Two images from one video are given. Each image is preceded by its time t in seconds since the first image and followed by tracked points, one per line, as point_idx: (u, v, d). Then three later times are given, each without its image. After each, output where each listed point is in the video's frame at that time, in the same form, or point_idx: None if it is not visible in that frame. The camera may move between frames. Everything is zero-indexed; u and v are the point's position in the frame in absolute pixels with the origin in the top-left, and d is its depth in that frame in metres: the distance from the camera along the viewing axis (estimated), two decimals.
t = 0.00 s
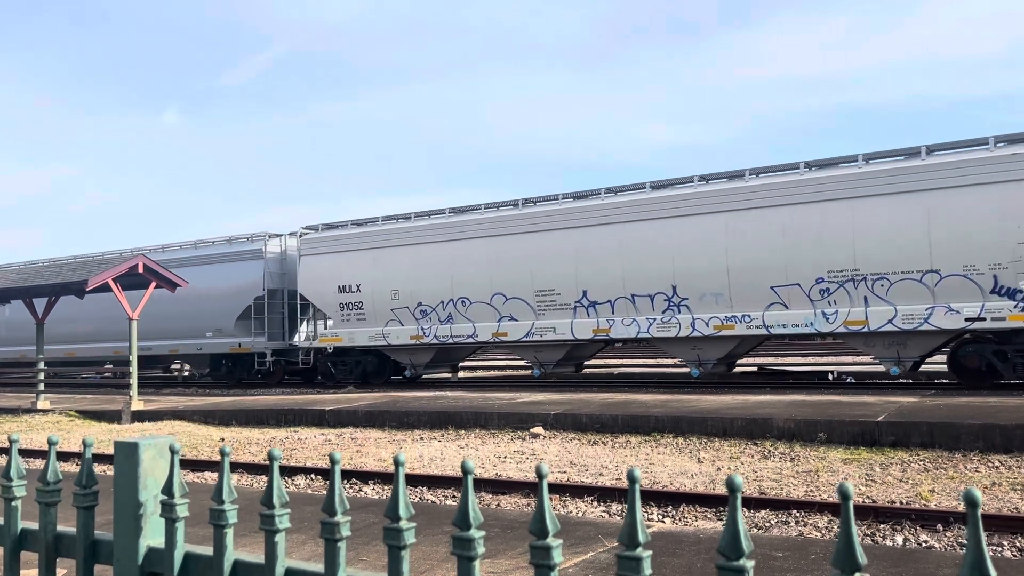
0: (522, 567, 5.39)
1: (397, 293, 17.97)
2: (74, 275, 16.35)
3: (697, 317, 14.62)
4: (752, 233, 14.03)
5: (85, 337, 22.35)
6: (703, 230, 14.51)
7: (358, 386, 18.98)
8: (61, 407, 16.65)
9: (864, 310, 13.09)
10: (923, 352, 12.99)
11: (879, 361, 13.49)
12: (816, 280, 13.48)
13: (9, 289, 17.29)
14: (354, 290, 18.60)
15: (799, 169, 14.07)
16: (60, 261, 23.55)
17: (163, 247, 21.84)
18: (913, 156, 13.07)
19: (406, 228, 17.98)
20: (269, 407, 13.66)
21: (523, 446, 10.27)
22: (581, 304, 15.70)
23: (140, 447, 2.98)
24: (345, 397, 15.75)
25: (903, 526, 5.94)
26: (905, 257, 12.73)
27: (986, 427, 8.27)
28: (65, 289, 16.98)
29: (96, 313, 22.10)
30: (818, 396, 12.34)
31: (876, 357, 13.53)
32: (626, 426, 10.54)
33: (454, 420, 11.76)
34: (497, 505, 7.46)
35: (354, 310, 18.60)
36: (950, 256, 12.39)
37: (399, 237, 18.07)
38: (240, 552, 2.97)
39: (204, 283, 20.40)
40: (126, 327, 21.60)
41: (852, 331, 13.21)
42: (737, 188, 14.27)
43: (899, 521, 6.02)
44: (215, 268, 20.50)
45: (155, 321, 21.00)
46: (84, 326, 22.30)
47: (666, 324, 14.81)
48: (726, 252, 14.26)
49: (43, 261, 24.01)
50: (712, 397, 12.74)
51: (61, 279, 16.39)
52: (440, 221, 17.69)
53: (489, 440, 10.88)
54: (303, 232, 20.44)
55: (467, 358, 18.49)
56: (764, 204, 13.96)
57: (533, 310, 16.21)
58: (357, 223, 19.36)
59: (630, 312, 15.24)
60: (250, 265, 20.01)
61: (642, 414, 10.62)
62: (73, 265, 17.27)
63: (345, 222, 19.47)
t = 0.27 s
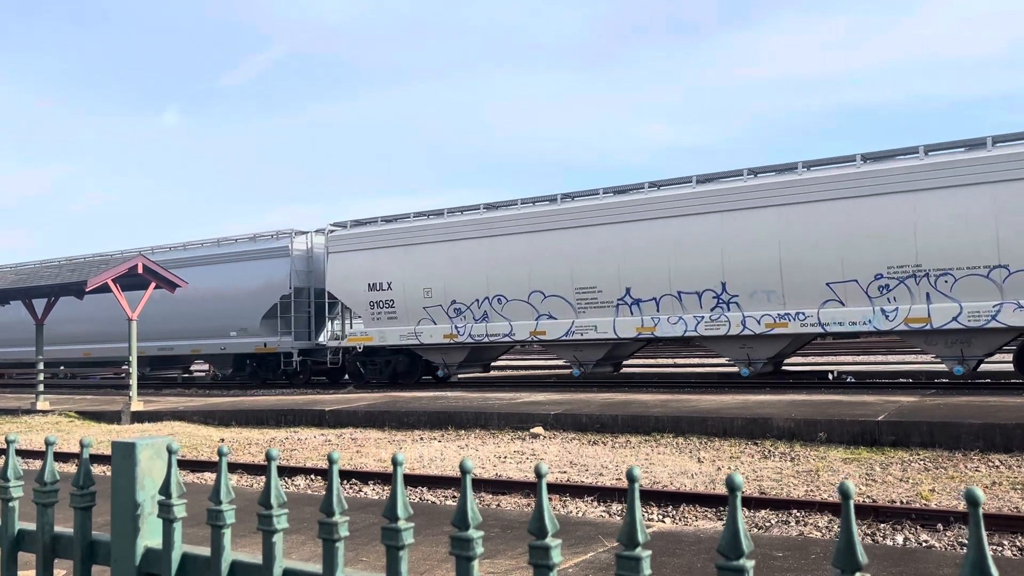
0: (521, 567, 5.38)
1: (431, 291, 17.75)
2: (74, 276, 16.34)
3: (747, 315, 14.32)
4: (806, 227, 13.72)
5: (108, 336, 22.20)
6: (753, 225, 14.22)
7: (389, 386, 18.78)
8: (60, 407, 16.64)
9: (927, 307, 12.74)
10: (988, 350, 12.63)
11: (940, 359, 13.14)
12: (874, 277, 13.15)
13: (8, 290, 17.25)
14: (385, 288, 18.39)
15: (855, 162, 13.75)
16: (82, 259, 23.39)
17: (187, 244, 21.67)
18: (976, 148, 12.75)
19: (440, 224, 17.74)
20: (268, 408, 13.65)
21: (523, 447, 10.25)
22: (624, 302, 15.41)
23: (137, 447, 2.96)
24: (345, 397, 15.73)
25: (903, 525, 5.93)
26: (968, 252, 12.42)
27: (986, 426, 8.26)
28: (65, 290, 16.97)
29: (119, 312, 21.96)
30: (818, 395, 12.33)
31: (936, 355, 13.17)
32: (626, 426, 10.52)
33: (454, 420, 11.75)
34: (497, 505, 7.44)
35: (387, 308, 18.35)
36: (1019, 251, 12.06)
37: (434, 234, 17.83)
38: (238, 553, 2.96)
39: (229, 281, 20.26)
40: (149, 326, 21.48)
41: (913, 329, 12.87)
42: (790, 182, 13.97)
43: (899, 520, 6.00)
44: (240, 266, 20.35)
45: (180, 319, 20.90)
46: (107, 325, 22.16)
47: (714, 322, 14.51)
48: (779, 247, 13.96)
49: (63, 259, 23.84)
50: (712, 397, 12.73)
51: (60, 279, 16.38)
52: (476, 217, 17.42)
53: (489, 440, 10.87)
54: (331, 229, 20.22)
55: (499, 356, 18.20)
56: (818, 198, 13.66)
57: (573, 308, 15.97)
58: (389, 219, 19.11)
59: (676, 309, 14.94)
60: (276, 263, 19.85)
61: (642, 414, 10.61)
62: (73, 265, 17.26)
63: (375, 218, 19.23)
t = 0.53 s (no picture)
0: (521, 566, 5.39)
1: (474, 288, 16.96)
2: (73, 276, 16.34)
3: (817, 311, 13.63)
4: (881, 220, 13.00)
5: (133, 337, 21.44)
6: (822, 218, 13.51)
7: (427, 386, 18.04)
8: (60, 408, 16.67)
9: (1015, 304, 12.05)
10: None
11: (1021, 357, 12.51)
12: (957, 271, 12.46)
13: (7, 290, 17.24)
14: (426, 285, 17.58)
15: (933, 151, 13.04)
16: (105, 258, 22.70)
17: (215, 241, 20.88)
18: None
19: (484, 218, 16.97)
20: (268, 408, 13.65)
21: (523, 447, 10.26)
22: (683, 299, 14.65)
23: (137, 447, 2.96)
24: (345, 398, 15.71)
25: (903, 525, 5.94)
26: None
27: (986, 425, 8.28)
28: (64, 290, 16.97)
29: (144, 312, 21.20)
30: (817, 395, 12.35)
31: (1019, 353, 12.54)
32: (625, 426, 10.53)
33: (453, 420, 11.75)
34: (496, 504, 7.45)
35: (425, 306, 17.60)
36: None
37: (477, 228, 17.05)
38: (238, 553, 2.96)
39: (261, 279, 19.47)
40: (177, 326, 20.71)
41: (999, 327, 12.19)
42: (863, 172, 13.24)
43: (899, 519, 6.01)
44: (272, 263, 19.54)
45: (210, 319, 20.12)
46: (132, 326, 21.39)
47: (781, 319, 13.80)
48: (852, 241, 13.24)
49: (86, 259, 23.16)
50: (711, 397, 12.75)
51: (60, 280, 16.37)
52: (522, 211, 16.66)
53: (488, 440, 10.87)
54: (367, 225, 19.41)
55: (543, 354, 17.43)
56: (894, 189, 12.95)
57: (628, 305, 15.20)
58: (427, 214, 18.29)
59: (739, 306, 14.20)
60: (310, 259, 19.02)
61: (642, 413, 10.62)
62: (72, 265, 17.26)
63: (413, 213, 18.42)
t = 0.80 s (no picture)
0: (519, 566, 5.38)
1: (510, 285, 16.69)
2: (72, 276, 16.34)
3: (873, 308, 13.31)
4: (941, 214, 12.67)
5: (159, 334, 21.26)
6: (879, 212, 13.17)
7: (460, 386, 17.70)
8: (59, 407, 16.67)
9: None
10: None
11: None
12: None
13: (6, 290, 17.25)
14: (461, 282, 17.30)
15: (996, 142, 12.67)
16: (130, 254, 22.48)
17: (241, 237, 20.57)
18: None
19: (522, 213, 16.65)
20: (267, 408, 13.65)
21: (522, 446, 10.25)
22: (732, 296, 14.34)
23: (136, 447, 2.95)
24: (344, 397, 15.69)
25: (902, 524, 5.94)
26: None
27: (985, 425, 8.27)
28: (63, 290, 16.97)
29: (171, 309, 21.04)
30: (817, 394, 12.35)
31: None
32: (624, 426, 10.53)
33: (453, 420, 11.75)
34: (496, 504, 7.44)
35: (459, 303, 17.31)
36: None
37: (514, 224, 16.73)
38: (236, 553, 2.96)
39: (288, 277, 19.20)
40: (203, 323, 20.50)
41: None
42: (921, 164, 12.88)
43: (898, 519, 6.01)
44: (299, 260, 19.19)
45: (238, 316, 19.93)
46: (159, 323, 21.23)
47: (836, 317, 13.47)
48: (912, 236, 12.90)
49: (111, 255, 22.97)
50: (711, 396, 12.74)
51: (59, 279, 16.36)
52: (560, 205, 16.33)
53: (488, 440, 10.87)
54: (398, 221, 19.08)
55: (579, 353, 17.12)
56: (956, 182, 12.59)
57: (673, 302, 14.91)
58: (460, 209, 17.95)
59: (791, 303, 13.87)
60: (338, 257, 18.69)
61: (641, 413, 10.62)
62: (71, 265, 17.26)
63: (446, 208, 18.08)
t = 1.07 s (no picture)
0: (518, 566, 5.37)
1: (559, 280, 16.30)
2: (70, 275, 16.31)
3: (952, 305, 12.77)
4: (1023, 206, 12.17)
5: (190, 332, 20.87)
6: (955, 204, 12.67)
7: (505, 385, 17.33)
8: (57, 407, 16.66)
9: None
10: None
11: None
12: None
13: (5, 289, 17.25)
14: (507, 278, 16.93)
15: None
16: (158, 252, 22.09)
17: (273, 233, 20.10)
18: None
19: (573, 207, 16.24)
20: (266, 407, 13.63)
21: (521, 446, 10.24)
22: (797, 292, 13.90)
23: (131, 446, 2.94)
24: (343, 397, 15.67)
25: (900, 523, 5.93)
26: None
27: (983, 424, 8.27)
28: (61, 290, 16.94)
29: (201, 307, 20.66)
30: (815, 394, 12.36)
31: None
32: (623, 425, 10.52)
33: (451, 420, 11.74)
34: (494, 503, 7.44)
35: (506, 300, 16.92)
36: None
37: (562, 218, 16.37)
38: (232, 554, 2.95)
39: (323, 274, 18.72)
40: (234, 321, 20.08)
41: None
42: (1001, 155, 12.36)
43: (896, 518, 6.01)
44: (334, 256, 18.70)
45: (267, 316, 19.56)
46: (189, 321, 20.83)
47: (912, 313, 12.97)
48: (991, 230, 12.40)
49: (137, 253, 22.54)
50: (710, 396, 12.73)
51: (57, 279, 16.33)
52: (612, 198, 15.89)
53: (486, 439, 10.87)
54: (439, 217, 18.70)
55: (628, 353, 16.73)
56: None
57: (734, 299, 14.47)
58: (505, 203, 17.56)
59: (862, 298, 13.40)
60: (376, 253, 18.20)
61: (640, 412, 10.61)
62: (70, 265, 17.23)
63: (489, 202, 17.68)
